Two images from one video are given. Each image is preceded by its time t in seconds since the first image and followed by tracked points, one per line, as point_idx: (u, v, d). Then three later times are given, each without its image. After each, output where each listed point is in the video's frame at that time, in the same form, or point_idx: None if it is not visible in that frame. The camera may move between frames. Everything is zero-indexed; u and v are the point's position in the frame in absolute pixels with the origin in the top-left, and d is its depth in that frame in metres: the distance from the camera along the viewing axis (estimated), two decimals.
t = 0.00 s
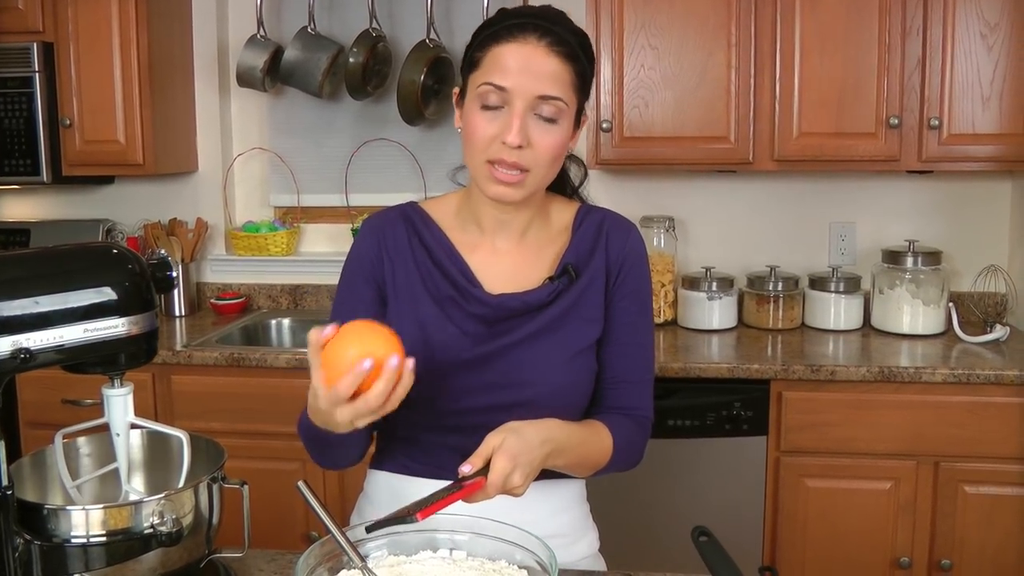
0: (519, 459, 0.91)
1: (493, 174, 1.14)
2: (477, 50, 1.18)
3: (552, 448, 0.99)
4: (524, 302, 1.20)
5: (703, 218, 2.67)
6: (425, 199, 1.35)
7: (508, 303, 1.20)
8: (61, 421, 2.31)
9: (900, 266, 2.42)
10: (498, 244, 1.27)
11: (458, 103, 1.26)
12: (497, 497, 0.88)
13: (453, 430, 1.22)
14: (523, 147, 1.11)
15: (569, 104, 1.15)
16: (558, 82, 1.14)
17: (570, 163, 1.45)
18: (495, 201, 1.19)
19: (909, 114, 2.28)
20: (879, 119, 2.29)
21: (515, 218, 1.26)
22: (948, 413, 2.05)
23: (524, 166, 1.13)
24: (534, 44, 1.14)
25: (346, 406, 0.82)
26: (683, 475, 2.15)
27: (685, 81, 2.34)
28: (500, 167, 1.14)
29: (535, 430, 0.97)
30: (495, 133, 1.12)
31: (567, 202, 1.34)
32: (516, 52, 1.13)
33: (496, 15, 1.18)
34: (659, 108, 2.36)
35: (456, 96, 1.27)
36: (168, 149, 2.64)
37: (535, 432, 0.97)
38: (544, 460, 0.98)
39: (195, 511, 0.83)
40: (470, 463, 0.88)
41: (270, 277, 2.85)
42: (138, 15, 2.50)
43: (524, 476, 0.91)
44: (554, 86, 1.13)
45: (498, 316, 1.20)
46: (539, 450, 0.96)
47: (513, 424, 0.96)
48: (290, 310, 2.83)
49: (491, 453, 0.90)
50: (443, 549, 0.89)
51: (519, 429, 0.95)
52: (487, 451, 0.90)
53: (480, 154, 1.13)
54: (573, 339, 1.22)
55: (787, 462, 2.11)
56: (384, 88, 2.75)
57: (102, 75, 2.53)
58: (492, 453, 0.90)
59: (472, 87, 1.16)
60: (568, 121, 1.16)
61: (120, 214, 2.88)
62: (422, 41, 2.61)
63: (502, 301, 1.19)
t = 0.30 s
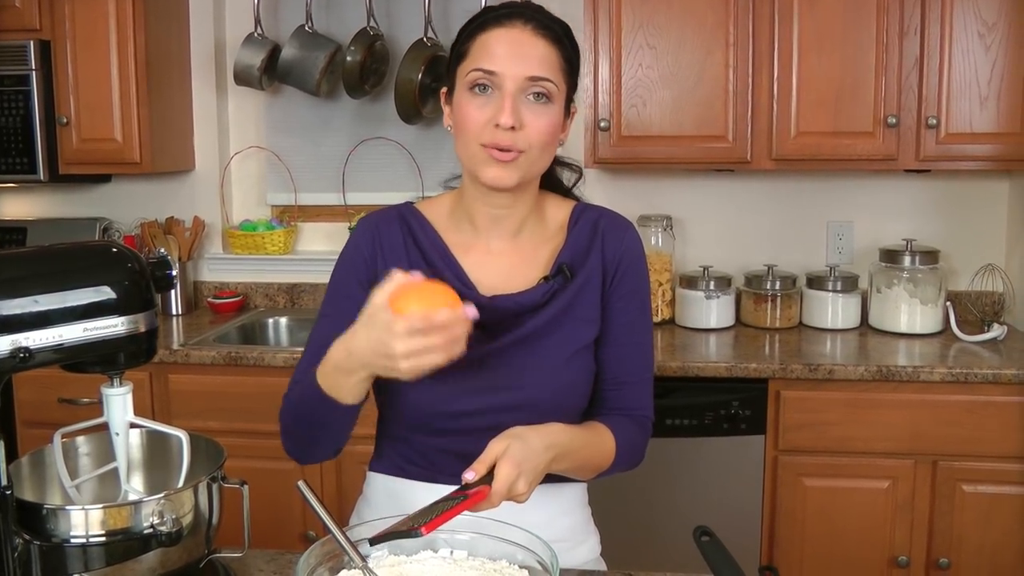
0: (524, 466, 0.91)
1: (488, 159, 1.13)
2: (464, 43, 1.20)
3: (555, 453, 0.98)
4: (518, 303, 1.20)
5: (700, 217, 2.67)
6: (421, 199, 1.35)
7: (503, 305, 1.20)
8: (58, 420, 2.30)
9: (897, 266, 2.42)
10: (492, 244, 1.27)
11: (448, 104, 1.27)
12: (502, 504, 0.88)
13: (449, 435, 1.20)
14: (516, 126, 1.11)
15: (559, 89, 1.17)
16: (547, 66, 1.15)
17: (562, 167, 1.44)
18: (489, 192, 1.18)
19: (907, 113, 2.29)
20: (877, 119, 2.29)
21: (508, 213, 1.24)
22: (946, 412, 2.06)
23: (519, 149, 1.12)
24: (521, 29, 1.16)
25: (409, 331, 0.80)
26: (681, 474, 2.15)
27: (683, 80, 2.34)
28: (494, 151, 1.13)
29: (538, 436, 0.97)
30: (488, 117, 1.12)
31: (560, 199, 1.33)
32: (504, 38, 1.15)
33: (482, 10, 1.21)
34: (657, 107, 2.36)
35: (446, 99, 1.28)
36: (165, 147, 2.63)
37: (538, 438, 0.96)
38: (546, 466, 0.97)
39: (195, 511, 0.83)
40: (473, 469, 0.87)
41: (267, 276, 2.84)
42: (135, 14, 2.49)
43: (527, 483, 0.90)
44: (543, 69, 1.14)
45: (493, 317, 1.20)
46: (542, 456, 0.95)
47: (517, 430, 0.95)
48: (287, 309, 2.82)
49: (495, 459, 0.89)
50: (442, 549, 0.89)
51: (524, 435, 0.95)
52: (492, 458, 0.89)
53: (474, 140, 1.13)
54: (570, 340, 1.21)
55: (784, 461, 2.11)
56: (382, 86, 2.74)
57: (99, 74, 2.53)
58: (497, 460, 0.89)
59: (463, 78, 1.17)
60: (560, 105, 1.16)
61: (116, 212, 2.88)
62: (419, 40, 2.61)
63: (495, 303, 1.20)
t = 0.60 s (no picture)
0: (525, 468, 0.90)
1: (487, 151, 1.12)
2: (456, 42, 1.20)
3: (555, 455, 0.98)
4: (518, 304, 1.19)
5: (698, 217, 2.67)
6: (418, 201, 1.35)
7: (501, 306, 1.18)
8: (55, 422, 2.30)
9: (895, 265, 2.42)
10: (491, 246, 1.26)
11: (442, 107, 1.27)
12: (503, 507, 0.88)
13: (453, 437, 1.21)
14: (512, 114, 1.10)
15: (553, 81, 1.17)
16: (540, 57, 1.15)
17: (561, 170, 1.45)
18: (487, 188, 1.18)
19: (904, 112, 2.29)
20: (874, 118, 2.29)
21: (508, 215, 1.23)
22: (944, 412, 2.06)
23: (517, 138, 1.11)
24: (511, 23, 1.16)
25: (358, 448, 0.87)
26: (680, 474, 2.15)
27: (680, 80, 2.34)
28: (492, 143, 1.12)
29: (540, 438, 0.97)
30: (483, 109, 1.11)
31: (560, 199, 1.33)
32: (494, 32, 1.15)
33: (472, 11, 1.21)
34: (654, 107, 2.36)
35: (441, 102, 1.28)
36: (162, 149, 2.63)
37: (540, 440, 0.96)
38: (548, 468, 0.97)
39: (195, 514, 0.83)
40: (473, 469, 0.86)
41: (264, 277, 2.84)
42: (131, 15, 2.49)
43: (529, 485, 0.90)
44: (536, 60, 1.15)
45: (492, 319, 1.19)
46: (543, 458, 0.95)
47: (518, 431, 0.95)
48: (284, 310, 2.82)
49: (497, 459, 0.89)
50: (444, 551, 0.89)
51: (525, 437, 0.95)
52: (493, 457, 0.88)
53: (471, 134, 1.12)
54: (570, 342, 1.21)
55: (783, 461, 2.11)
56: (379, 87, 2.74)
57: (95, 75, 2.52)
58: (497, 459, 0.89)
59: (456, 76, 1.17)
60: (554, 96, 1.16)
61: (113, 214, 2.87)
62: (416, 40, 2.61)
63: (496, 304, 1.18)
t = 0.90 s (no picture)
0: (525, 472, 0.90)
1: (476, 155, 1.12)
2: (443, 45, 1.19)
3: (555, 458, 0.98)
4: (514, 306, 1.18)
5: (696, 218, 2.68)
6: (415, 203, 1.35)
7: (497, 308, 1.17)
8: (52, 422, 2.29)
9: (893, 266, 2.42)
10: (486, 248, 1.26)
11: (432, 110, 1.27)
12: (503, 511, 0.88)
13: (453, 440, 1.20)
14: (500, 118, 1.10)
15: (541, 83, 1.16)
16: (527, 58, 1.15)
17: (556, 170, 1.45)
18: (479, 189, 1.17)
19: (903, 113, 2.29)
20: (873, 119, 2.29)
21: (500, 217, 1.23)
22: (942, 413, 2.06)
23: (506, 141, 1.11)
24: (497, 25, 1.16)
25: (362, 363, 0.82)
26: (678, 474, 2.15)
27: (678, 80, 2.34)
28: (481, 146, 1.11)
29: (541, 442, 0.96)
30: (471, 112, 1.11)
31: (555, 199, 1.33)
32: (481, 34, 1.15)
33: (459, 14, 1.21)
34: (653, 108, 2.36)
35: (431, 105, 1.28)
36: (160, 148, 2.62)
37: (541, 444, 0.96)
38: (550, 471, 0.97)
39: (195, 515, 0.82)
40: (473, 473, 0.86)
41: (261, 277, 2.83)
42: (130, 15, 2.49)
43: (528, 489, 0.91)
44: (523, 62, 1.14)
45: (488, 322, 1.18)
46: (545, 463, 0.94)
47: (519, 435, 0.95)
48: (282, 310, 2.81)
49: (498, 462, 0.89)
50: (445, 552, 0.89)
51: (526, 440, 0.94)
52: (494, 461, 0.88)
53: (459, 138, 1.12)
54: (568, 343, 1.21)
55: (781, 462, 2.11)
56: (377, 87, 2.74)
57: (93, 75, 2.52)
58: (498, 463, 0.89)
59: (443, 81, 1.17)
60: (542, 98, 1.16)
61: (111, 214, 2.87)
62: (414, 40, 2.61)
63: (490, 307, 1.17)
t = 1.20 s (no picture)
0: (526, 488, 0.90)
1: (466, 161, 1.11)
2: (442, 48, 1.19)
3: (556, 470, 0.98)
4: (514, 306, 1.18)
5: (694, 219, 2.68)
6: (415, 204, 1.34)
7: (498, 307, 1.18)
8: (49, 422, 2.29)
9: (891, 268, 2.43)
10: (484, 249, 1.26)
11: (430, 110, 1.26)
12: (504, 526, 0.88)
13: (454, 442, 1.19)
14: (489, 125, 1.09)
15: (535, 89, 1.16)
16: (521, 65, 1.14)
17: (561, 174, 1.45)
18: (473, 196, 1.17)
19: (901, 116, 2.29)
20: (872, 122, 2.29)
21: (498, 219, 1.23)
22: (940, 415, 2.06)
23: (495, 148, 1.10)
24: (494, 29, 1.15)
25: (342, 276, 0.86)
26: (676, 476, 2.15)
27: (677, 82, 2.34)
28: (470, 152, 1.11)
29: (541, 455, 0.96)
30: (461, 118, 1.10)
31: (554, 201, 1.33)
32: (477, 38, 1.14)
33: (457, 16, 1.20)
34: (652, 109, 2.36)
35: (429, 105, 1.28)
36: (158, 148, 2.62)
37: (541, 457, 0.96)
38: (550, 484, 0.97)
39: (196, 515, 0.82)
40: (472, 485, 0.87)
41: (259, 277, 2.83)
42: (128, 13, 2.48)
43: (530, 504, 0.90)
44: (517, 68, 1.14)
45: (488, 321, 1.19)
46: (545, 478, 0.94)
47: (520, 449, 0.94)
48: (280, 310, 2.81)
49: (498, 477, 0.89)
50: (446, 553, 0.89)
51: (527, 454, 0.94)
52: (493, 475, 0.88)
53: (448, 143, 1.11)
54: (568, 343, 1.21)
55: (780, 464, 2.11)
56: (375, 87, 2.73)
57: (91, 74, 2.51)
58: (498, 478, 0.89)
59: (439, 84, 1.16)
60: (536, 105, 1.15)
61: (108, 213, 2.86)
62: (414, 40, 2.60)
63: (490, 305, 1.18)
